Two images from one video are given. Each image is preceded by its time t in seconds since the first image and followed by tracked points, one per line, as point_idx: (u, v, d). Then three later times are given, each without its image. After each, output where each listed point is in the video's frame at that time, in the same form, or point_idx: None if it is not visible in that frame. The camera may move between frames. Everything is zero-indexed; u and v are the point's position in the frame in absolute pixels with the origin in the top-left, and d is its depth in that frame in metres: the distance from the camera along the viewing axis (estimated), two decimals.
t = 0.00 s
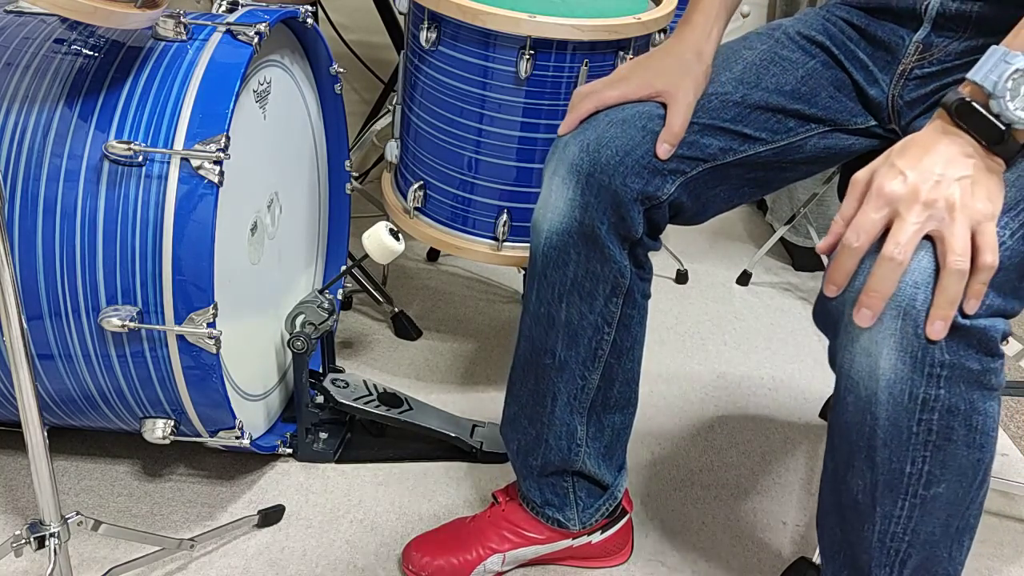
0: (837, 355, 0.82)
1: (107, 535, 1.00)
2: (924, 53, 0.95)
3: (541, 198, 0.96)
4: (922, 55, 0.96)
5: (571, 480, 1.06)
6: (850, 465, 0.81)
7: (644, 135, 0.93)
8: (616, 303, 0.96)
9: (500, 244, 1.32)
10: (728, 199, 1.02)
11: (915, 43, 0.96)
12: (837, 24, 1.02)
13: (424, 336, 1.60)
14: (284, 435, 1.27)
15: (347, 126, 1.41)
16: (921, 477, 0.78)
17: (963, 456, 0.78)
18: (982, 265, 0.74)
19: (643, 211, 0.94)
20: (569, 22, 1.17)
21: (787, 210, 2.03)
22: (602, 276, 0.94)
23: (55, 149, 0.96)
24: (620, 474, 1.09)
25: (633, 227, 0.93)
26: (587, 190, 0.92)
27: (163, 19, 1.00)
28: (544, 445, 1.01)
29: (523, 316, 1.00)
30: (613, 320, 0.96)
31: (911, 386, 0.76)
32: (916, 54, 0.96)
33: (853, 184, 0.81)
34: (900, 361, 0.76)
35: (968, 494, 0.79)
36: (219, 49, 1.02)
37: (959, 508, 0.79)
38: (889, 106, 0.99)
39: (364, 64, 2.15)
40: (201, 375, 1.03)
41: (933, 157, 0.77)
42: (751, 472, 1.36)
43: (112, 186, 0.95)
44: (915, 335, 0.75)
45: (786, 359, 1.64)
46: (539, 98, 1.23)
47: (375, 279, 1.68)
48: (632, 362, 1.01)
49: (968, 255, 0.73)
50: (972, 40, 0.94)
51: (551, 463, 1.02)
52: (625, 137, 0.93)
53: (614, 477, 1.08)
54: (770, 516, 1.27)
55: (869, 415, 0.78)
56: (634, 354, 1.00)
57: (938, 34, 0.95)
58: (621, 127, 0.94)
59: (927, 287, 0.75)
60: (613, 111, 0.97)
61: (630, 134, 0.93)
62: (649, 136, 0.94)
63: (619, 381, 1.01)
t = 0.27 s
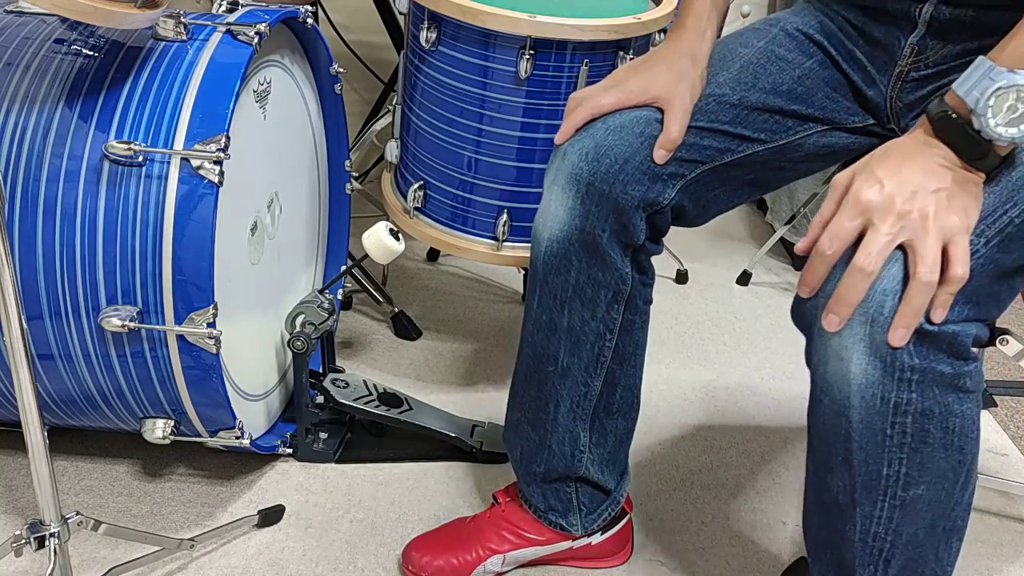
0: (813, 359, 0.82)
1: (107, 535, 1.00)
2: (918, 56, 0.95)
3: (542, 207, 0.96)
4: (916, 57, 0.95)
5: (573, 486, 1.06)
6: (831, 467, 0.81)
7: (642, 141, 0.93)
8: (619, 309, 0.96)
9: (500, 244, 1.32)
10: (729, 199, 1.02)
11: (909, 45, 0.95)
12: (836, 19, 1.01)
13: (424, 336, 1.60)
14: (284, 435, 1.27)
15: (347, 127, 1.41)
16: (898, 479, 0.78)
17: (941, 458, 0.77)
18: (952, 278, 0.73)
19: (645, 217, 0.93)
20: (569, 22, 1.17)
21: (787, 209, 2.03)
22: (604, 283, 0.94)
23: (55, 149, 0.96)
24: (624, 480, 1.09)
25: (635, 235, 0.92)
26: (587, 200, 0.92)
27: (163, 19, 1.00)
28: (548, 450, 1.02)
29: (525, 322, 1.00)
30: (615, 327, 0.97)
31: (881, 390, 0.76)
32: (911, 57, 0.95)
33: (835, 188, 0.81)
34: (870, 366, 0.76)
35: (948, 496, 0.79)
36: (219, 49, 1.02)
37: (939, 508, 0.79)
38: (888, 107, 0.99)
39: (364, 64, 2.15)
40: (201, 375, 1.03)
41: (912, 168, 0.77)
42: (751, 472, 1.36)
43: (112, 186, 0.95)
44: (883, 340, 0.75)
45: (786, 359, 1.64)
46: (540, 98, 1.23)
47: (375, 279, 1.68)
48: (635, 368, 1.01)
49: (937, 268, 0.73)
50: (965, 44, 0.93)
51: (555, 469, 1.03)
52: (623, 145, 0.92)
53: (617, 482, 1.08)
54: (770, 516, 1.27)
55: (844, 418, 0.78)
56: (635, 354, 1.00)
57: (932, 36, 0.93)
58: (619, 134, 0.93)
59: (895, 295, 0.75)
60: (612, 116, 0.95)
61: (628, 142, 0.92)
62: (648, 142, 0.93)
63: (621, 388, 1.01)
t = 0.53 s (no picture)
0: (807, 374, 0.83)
1: (107, 535, 1.00)
2: (924, 52, 0.93)
3: (537, 211, 0.96)
4: (922, 55, 0.94)
5: (574, 488, 1.06)
6: (825, 479, 0.81)
7: (637, 146, 0.93)
8: (616, 312, 0.96)
9: (500, 244, 1.32)
10: (728, 199, 1.02)
11: (915, 43, 0.93)
12: (837, 17, 1.00)
13: (424, 337, 1.60)
14: (284, 435, 1.27)
15: (347, 127, 1.41)
16: (893, 493, 0.78)
17: (937, 473, 0.77)
18: (946, 295, 0.72)
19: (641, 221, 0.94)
20: (569, 22, 1.17)
21: (787, 210, 2.03)
22: (601, 287, 0.95)
23: (55, 149, 0.96)
24: (624, 481, 1.09)
25: (631, 239, 0.93)
26: (582, 206, 0.92)
27: (163, 19, 1.00)
28: (547, 454, 1.02)
29: (522, 328, 1.00)
30: (613, 330, 0.97)
31: (875, 407, 0.76)
32: (917, 54, 0.94)
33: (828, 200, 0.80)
34: (863, 382, 0.76)
35: (942, 510, 0.79)
36: (219, 49, 1.02)
37: (935, 522, 0.79)
38: (896, 105, 0.98)
39: (364, 65, 2.15)
40: (201, 375, 1.03)
41: (902, 181, 0.76)
42: (751, 473, 1.36)
43: (112, 186, 0.95)
44: (876, 357, 0.75)
45: (786, 359, 1.64)
46: (540, 98, 1.23)
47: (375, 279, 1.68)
48: (633, 372, 1.01)
49: (929, 286, 0.72)
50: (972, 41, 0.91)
51: (554, 473, 1.03)
52: (617, 150, 0.92)
53: (617, 484, 1.08)
54: (770, 517, 1.27)
55: (838, 433, 0.79)
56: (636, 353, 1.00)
57: (938, 34, 0.92)
58: (613, 140, 0.93)
59: (887, 313, 0.75)
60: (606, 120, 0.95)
61: (622, 147, 0.92)
62: (643, 147, 0.93)
63: (620, 391, 1.01)
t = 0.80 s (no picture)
0: (841, 369, 0.82)
1: (108, 535, 1.00)
2: (925, 50, 0.95)
3: (542, 203, 0.97)
4: (922, 52, 0.95)
5: (570, 484, 1.06)
6: (852, 478, 0.81)
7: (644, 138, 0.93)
8: (617, 307, 0.96)
9: (500, 244, 1.32)
10: (728, 199, 1.02)
11: (916, 40, 0.95)
12: (842, 20, 1.02)
13: (424, 336, 1.60)
14: (284, 435, 1.26)
15: (347, 127, 1.41)
16: (924, 490, 0.79)
17: (969, 469, 0.78)
18: (986, 281, 0.73)
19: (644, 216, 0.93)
20: (569, 22, 1.17)
21: (787, 209, 2.03)
22: (602, 281, 0.94)
23: (55, 149, 0.96)
24: (620, 480, 1.09)
25: (634, 233, 0.92)
26: (586, 196, 0.92)
27: (163, 19, 1.00)
28: (543, 448, 1.02)
29: (524, 322, 1.00)
30: (614, 325, 0.97)
31: (915, 401, 0.76)
32: (917, 52, 0.96)
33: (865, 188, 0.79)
34: (904, 377, 0.76)
35: (970, 506, 0.79)
36: (219, 49, 1.02)
37: (962, 519, 0.79)
38: (892, 105, 0.99)
39: (364, 65, 2.15)
40: (201, 375, 1.03)
41: (944, 167, 0.76)
42: (751, 472, 1.36)
43: (112, 186, 0.95)
44: (920, 352, 0.75)
45: (786, 359, 1.64)
46: (540, 98, 1.23)
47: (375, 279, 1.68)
48: (633, 368, 1.01)
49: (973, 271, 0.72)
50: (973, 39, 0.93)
51: (550, 467, 1.03)
52: (623, 142, 0.93)
53: (614, 481, 1.08)
54: (770, 516, 1.27)
55: (873, 429, 0.78)
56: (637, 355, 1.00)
57: (938, 31, 0.94)
58: (619, 132, 0.93)
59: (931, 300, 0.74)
60: (615, 113, 0.96)
61: (628, 139, 0.93)
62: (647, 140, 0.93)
63: (620, 386, 1.01)
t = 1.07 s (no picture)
0: (856, 352, 0.82)
1: (108, 535, 1.00)
2: (924, 45, 0.95)
3: (542, 190, 0.97)
4: (922, 46, 0.95)
5: (563, 475, 1.05)
6: (862, 464, 0.81)
7: (646, 128, 0.93)
8: (614, 295, 0.95)
9: (500, 244, 1.32)
10: (728, 200, 1.02)
11: (915, 35, 0.95)
12: (843, 18, 1.02)
13: (424, 336, 1.60)
14: (284, 435, 1.27)
15: (347, 127, 1.41)
16: (935, 475, 0.79)
17: (979, 454, 0.78)
18: None
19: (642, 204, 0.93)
20: (569, 22, 1.17)
21: (787, 209, 2.03)
22: (601, 268, 0.94)
23: (55, 149, 0.96)
24: (614, 473, 1.08)
25: (630, 221, 0.93)
26: (588, 181, 0.93)
27: (163, 19, 1.00)
28: (538, 437, 1.01)
29: (521, 308, 1.00)
30: (610, 313, 0.96)
31: (931, 382, 0.76)
32: (917, 46, 0.95)
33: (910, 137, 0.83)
34: (923, 359, 0.76)
35: (977, 492, 0.80)
36: (219, 49, 1.02)
37: (968, 504, 0.80)
38: (889, 100, 0.98)
39: (363, 65, 2.15)
40: (201, 375, 1.03)
41: (989, 114, 0.81)
42: (751, 472, 1.36)
43: (112, 186, 0.95)
44: (940, 331, 0.75)
45: (786, 359, 1.64)
46: (539, 98, 1.23)
47: (375, 279, 1.68)
48: (630, 358, 0.99)
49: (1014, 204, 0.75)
50: (973, 30, 0.93)
51: (545, 455, 1.02)
52: (627, 129, 0.93)
53: (608, 474, 1.07)
54: (770, 516, 1.27)
55: (888, 413, 0.78)
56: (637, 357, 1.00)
57: (937, 24, 0.94)
58: (624, 119, 0.94)
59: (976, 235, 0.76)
60: (620, 100, 0.97)
61: (632, 126, 0.94)
62: (651, 128, 0.94)
63: (615, 377, 0.99)
